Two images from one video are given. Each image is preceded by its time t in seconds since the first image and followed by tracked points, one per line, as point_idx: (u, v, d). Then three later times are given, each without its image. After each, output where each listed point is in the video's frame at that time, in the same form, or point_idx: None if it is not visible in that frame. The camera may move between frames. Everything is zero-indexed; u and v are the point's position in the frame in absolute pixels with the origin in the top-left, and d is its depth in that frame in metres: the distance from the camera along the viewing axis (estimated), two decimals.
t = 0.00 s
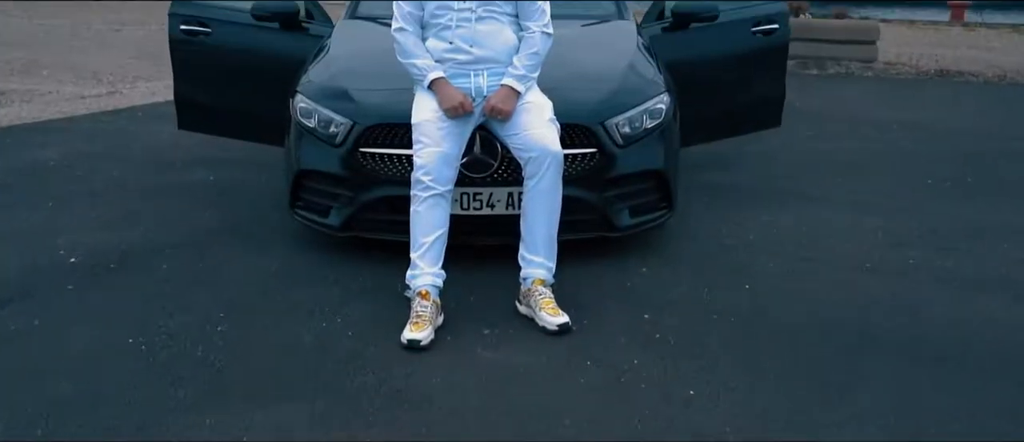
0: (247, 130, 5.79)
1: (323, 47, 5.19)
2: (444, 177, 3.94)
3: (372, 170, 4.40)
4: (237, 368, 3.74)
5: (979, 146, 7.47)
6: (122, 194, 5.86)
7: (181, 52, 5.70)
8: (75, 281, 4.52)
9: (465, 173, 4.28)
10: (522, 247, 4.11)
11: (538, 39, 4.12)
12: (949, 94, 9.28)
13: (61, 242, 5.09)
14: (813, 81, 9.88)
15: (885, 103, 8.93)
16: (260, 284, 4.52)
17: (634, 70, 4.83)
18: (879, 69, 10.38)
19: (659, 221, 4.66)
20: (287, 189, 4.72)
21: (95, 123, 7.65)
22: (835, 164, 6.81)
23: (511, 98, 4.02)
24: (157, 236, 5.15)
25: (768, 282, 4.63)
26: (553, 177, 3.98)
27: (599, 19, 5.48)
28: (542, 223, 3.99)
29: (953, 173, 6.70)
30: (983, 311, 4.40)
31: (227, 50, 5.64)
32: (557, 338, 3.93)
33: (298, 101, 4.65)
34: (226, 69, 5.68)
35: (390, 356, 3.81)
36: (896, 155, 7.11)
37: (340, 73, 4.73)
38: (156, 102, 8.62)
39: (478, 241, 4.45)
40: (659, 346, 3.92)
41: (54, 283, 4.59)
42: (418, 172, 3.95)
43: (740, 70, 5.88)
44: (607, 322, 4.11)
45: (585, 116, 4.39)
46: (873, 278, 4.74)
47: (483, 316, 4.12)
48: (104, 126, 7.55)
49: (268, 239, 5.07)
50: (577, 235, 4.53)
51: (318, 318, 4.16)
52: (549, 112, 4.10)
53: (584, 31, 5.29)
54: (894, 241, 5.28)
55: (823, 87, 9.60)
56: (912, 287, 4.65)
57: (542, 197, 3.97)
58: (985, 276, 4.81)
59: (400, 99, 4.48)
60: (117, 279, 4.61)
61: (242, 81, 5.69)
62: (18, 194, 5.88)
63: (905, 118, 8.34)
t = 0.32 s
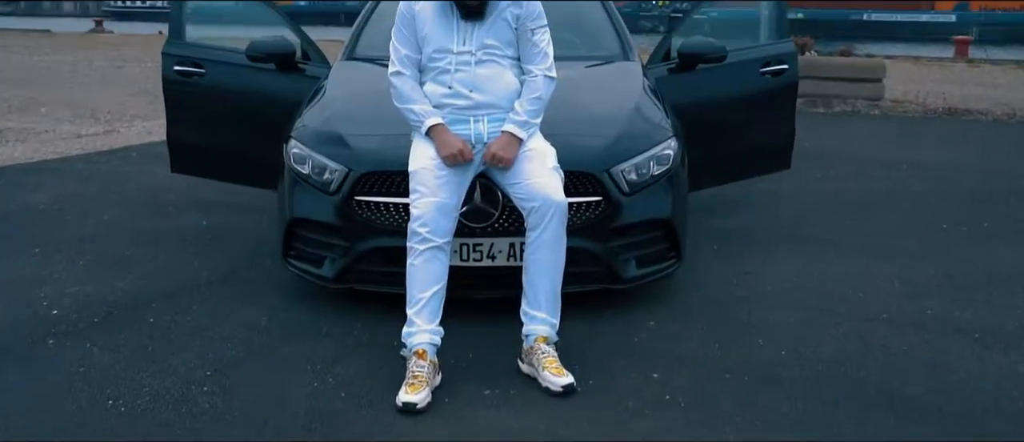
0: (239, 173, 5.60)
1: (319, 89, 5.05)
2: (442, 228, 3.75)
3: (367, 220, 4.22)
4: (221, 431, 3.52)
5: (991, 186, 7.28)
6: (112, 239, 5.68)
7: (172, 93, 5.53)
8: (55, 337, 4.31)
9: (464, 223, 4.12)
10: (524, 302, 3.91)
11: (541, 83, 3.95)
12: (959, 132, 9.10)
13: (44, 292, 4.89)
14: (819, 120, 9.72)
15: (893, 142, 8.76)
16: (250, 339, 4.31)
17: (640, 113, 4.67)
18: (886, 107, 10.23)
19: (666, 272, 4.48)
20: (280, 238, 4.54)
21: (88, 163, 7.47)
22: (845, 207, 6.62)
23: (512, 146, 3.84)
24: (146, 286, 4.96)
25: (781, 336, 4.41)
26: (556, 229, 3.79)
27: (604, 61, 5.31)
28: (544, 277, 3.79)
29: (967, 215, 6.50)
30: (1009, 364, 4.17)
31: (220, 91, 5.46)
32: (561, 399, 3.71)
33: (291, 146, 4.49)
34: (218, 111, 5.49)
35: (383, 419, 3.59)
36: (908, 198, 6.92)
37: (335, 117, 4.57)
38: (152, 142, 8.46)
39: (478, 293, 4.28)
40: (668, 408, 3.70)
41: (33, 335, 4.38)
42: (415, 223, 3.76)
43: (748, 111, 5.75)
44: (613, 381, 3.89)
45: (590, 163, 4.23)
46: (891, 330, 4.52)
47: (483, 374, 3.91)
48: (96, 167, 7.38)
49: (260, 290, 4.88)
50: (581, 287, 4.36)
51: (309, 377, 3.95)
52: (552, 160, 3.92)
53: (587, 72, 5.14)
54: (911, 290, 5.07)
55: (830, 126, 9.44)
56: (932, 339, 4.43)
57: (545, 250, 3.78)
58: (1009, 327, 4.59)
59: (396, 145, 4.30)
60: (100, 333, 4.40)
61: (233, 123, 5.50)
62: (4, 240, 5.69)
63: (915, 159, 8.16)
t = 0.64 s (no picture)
0: (232, 214, 5.40)
1: (314, 128, 4.88)
2: (440, 278, 3.56)
3: (362, 267, 4.02)
4: None
5: (1008, 226, 7.06)
6: (99, 282, 5.48)
7: (164, 131, 5.33)
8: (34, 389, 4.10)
9: (464, 271, 3.92)
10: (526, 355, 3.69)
11: (545, 124, 3.78)
12: (971, 168, 8.91)
13: (26, 339, 4.68)
14: (827, 155, 9.55)
15: (903, 179, 8.58)
16: (238, 392, 4.09)
17: (647, 153, 4.50)
18: (894, 141, 10.06)
19: (675, 320, 4.28)
20: (271, 285, 4.35)
21: (81, 198, 7.29)
22: (855, 251, 6.43)
23: (514, 190, 3.66)
24: (131, 333, 4.76)
25: (796, 389, 4.18)
26: (561, 278, 3.59)
27: (608, 99, 5.15)
28: (548, 330, 3.59)
29: (985, 258, 6.28)
30: None
31: (213, 128, 5.27)
32: None
33: (284, 189, 4.31)
34: (210, 149, 5.31)
35: None
36: (922, 239, 6.71)
37: (329, 158, 4.39)
38: (146, 177, 8.25)
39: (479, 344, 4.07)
40: None
41: (10, 387, 4.15)
42: (411, 272, 3.57)
43: (759, 150, 5.60)
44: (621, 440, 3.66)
45: (597, 207, 4.06)
46: (912, 383, 4.29)
47: (483, 433, 3.68)
48: (88, 203, 7.18)
49: (250, 339, 4.67)
50: (587, 337, 4.15)
51: (298, 434, 3.72)
52: (556, 205, 3.74)
53: (592, 110, 4.98)
54: (930, 339, 4.85)
55: (838, 162, 9.26)
56: (956, 393, 4.19)
57: (549, 301, 3.58)
58: None
59: (392, 188, 4.12)
60: (80, 384, 4.18)
61: (226, 162, 5.32)
62: None
63: (927, 197, 7.96)
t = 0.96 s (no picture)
0: (224, 250, 5.20)
1: (309, 163, 4.70)
2: (439, 326, 3.36)
3: (357, 311, 3.82)
4: None
5: None
6: (85, 323, 5.27)
7: (155, 165, 5.15)
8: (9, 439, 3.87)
9: (465, 316, 3.71)
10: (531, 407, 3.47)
11: (549, 163, 3.60)
12: (985, 201, 8.71)
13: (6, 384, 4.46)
14: (836, 188, 9.35)
15: (915, 212, 8.37)
16: None
17: (657, 191, 4.32)
18: (904, 172, 9.87)
19: (688, 367, 4.06)
20: (263, 330, 4.14)
21: (73, 232, 7.11)
22: (868, 290, 6.22)
23: (517, 233, 3.47)
24: (115, 379, 4.54)
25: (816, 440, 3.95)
26: (567, 326, 3.39)
27: (615, 133, 4.97)
28: (553, 382, 3.38)
29: (1005, 297, 6.06)
30: None
31: (207, 162, 5.09)
32: None
33: (278, 229, 4.13)
34: (203, 184, 5.12)
35: None
36: (938, 277, 6.50)
37: (324, 195, 4.21)
38: (141, 209, 8.06)
39: (479, 393, 3.84)
40: None
41: None
42: (409, 320, 3.37)
43: (771, 185, 5.41)
44: None
45: (606, 248, 3.87)
46: (938, 433, 4.05)
47: None
48: (81, 237, 6.99)
49: (241, 384, 4.45)
50: (595, 385, 3.92)
51: None
52: (562, 248, 3.54)
53: (598, 146, 4.80)
54: (953, 385, 4.61)
55: (848, 195, 9.06)
56: None
57: (554, 350, 3.37)
58: None
59: (389, 228, 3.92)
60: (59, 433, 3.96)
61: (219, 197, 5.13)
62: None
63: (941, 231, 7.75)
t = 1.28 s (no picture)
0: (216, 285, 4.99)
1: (304, 196, 4.51)
2: (438, 371, 3.16)
3: (352, 354, 3.61)
4: None
5: None
6: (73, 359, 5.09)
7: (146, 197, 4.95)
8: None
9: (466, 360, 3.50)
10: None
11: (556, 198, 3.40)
12: (1001, 231, 8.48)
13: None
14: (847, 217, 9.13)
15: (929, 242, 8.19)
16: None
17: (668, 227, 4.13)
18: (916, 201, 9.67)
19: (702, 412, 3.84)
20: (254, 371, 3.93)
21: (62, 264, 6.90)
22: (884, 324, 6.03)
23: (522, 273, 3.28)
24: (98, 421, 4.32)
25: None
26: (574, 373, 3.18)
27: (623, 164, 4.78)
28: (559, 433, 3.16)
29: None
30: None
31: (200, 194, 4.91)
32: None
33: (270, 265, 3.93)
34: (195, 216, 4.93)
35: None
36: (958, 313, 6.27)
37: (319, 231, 4.01)
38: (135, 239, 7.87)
39: None
40: None
41: None
42: (406, 365, 3.17)
43: (785, 218, 5.21)
44: None
45: (614, 287, 3.69)
46: None
47: None
48: (72, 269, 6.80)
49: (230, 428, 4.23)
50: (604, 432, 3.71)
51: None
52: (569, 289, 3.34)
53: (606, 177, 4.60)
54: (978, 427, 4.41)
55: (859, 224, 8.86)
56: None
57: (560, 399, 3.16)
58: None
59: (386, 266, 3.72)
60: None
61: (211, 230, 4.94)
62: None
63: (957, 263, 7.53)
